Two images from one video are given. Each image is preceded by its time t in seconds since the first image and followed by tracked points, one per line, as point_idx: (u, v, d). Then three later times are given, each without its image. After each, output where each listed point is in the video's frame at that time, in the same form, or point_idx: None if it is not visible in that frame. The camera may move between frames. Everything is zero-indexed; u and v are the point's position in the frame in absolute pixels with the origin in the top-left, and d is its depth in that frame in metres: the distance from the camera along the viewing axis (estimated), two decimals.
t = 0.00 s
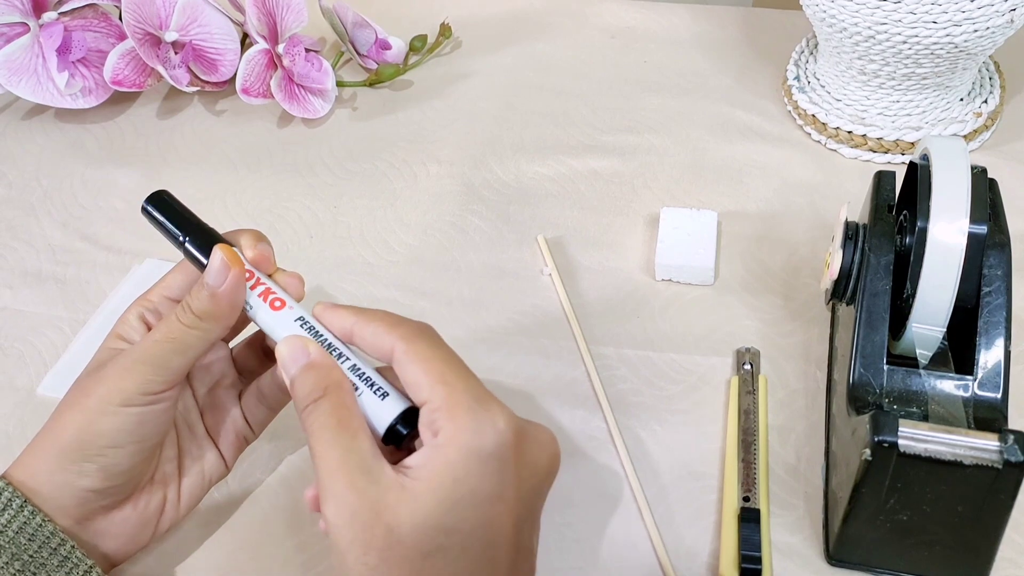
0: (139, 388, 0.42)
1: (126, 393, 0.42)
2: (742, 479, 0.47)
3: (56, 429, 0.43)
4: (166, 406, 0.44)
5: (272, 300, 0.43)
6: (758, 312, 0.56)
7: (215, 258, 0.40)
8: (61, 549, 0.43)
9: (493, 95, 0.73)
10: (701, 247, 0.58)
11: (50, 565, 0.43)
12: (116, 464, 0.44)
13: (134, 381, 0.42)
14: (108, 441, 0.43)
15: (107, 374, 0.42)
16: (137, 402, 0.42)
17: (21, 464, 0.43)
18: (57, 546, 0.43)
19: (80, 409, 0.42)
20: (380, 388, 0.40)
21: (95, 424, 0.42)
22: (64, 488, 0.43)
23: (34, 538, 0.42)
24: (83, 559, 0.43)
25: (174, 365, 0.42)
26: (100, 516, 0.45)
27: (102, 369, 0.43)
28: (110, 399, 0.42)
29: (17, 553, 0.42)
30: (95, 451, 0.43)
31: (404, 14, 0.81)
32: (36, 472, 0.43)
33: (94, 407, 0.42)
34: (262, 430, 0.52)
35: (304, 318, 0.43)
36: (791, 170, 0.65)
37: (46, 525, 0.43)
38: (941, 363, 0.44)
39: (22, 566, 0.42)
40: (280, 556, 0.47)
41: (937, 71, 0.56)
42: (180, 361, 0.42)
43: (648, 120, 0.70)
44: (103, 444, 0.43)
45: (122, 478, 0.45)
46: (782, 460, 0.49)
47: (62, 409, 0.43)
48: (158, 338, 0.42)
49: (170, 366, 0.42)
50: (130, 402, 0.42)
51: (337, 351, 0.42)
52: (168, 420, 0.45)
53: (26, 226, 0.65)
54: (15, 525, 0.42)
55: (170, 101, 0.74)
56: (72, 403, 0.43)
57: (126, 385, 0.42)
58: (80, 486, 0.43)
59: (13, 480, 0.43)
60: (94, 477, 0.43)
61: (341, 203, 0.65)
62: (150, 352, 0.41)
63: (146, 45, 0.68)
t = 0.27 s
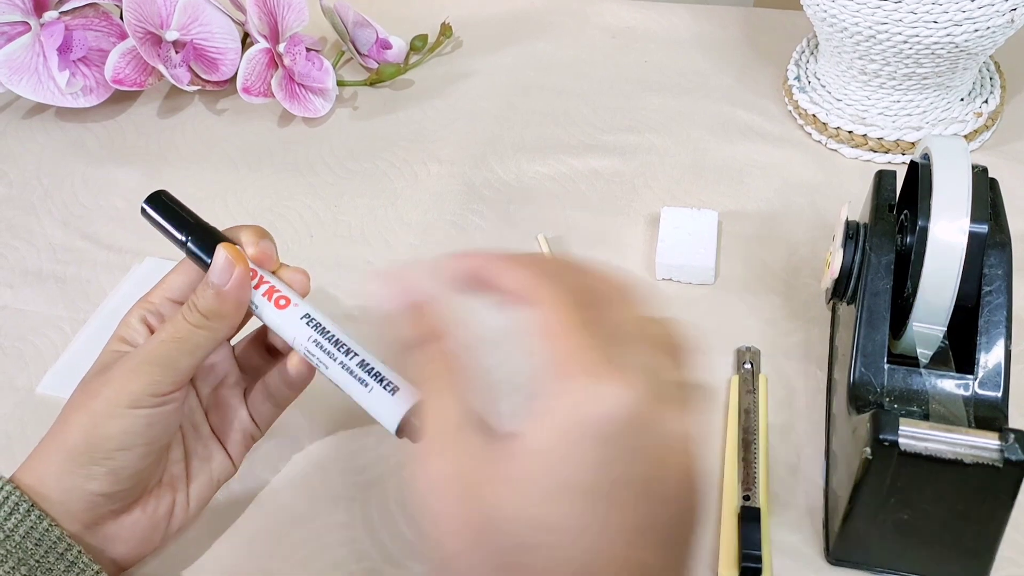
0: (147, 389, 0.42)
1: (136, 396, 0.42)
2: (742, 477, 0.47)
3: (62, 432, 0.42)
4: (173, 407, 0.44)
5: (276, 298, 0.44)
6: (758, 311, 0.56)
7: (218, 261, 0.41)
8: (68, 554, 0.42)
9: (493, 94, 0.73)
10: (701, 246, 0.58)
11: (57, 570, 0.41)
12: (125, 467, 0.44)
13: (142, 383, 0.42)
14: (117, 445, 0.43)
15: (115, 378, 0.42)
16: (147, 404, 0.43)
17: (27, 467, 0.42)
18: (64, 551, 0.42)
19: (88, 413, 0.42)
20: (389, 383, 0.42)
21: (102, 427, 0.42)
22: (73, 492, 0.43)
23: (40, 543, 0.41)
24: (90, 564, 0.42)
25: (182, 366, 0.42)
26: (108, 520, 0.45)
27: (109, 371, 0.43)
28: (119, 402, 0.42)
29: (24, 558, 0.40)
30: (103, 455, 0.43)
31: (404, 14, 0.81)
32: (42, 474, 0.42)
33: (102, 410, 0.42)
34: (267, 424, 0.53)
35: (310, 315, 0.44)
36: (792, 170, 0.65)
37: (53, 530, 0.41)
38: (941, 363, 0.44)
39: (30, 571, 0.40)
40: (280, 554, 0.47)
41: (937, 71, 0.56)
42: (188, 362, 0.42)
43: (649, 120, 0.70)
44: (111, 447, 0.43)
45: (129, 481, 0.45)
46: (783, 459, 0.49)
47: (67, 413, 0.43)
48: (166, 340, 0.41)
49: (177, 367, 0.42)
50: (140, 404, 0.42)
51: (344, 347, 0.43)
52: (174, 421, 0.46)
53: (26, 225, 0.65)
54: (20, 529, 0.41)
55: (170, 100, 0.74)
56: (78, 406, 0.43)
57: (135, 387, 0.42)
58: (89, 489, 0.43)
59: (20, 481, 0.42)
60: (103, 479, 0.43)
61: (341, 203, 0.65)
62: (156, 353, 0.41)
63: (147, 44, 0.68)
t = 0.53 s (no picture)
0: (152, 402, 0.41)
1: (141, 409, 0.41)
2: (742, 477, 0.47)
3: (65, 441, 0.42)
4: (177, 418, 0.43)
5: (286, 313, 0.41)
6: (758, 311, 0.56)
7: (226, 275, 0.38)
8: (68, 560, 0.42)
9: (493, 95, 0.73)
10: (701, 246, 0.58)
11: None
12: (130, 478, 0.43)
13: (147, 396, 0.40)
14: (122, 456, 0.42)
15: (120, 388, 0.41)
16: (152, 417, 0.41)
17: (31, 474, 0.42)
18: (65, 557, 0.42)
19: (93, 424, 0.41)
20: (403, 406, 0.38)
21: (105, 441, 0.41)
22: (79, 503, 0.42)
23: (41, 548, 0.41)
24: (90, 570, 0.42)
25: (189, 379, 0.41)
26: (111, 530, 0.45)
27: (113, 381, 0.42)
28: (123, 415, 0.41)
29: (24, 564, 0.40)
30: (108, 467, 0.42)
31: (404, 14, 0.81)
32: (46, 481, 0.42)
33: (105, 423, 0.41)
34: (269, 430, 0.52)
35: (321, 332, 0.40)
36: (792, 170, 0.65)
37: (55, 535, 0.41)
38: (941, 363, 0.44)
39: None
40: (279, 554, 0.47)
41: (937, 71, 0.56)
42: (194, 374, 0.41)
43: (649, 120, 0.70)
44: (116, 459, 0.42)
45: (134, 492, 0.44)
46: (782, 459, 0.49)
47: (70, 422, 0.42)
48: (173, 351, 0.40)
49: (184, 380, 0.41)
50: (145, 417, 0.41)
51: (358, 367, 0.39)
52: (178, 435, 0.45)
53: (26, 225, 0.65)
54: (22, 534, 0.41)
55: (171, 100, 0.74)
56: (82, 416, 0.42)
57: (139, 400, 0.40)
58: (94, 500, 0.43)
59: (22, 485, 0.42)
60: (109, 492, 0.43)
61: (341, 202, 0.65)
62: (162, 366, 0.40)
63: (147, 44, 0.68)
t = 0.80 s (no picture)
0: (151, 406, 0.41)
1: (141, 413, 0.41)
2: (742, 477, 0.47)
3: (65, 446, 0.41)
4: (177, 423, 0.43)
5: (286, 317, 0.41)
6: (758, 311, 0.56)
7: (228, 280, 0.38)
8: (69, 560, 0.42)
9: (493, 95, 0.73)
10: (701, 246, 0.58)
11: None
12: (131, 481, 0.43)
13: (147, 401, 0.40)
14: (122, 461, 0.42)
15: (120, 392, 0.41)
16: (151, 421, 0.41)
17: (28, 478, 0.42)
18: (65, 557, 0.41)
19: (92, 429, 0.41)
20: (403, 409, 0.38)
21: (105, 445, 0.41)
22: (78, 507, 0.42)
23: (42, 548, 0.41)
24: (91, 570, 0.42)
25: (188, 384, 0.41)
26: (109, 534, 0.45)
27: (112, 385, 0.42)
28: (123, 419, 0.41)
29: (24, 564, 0.40)
30: (108, 471, 0.42)
31: (405, 14, 0.81)
32: (45, 484, 0.41)
33: (105, 427, 0.41)
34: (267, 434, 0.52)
35: (320, 336, 0.40)
36: (793, 170, 0.65)
37: (55, 535, 0.41)
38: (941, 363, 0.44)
39: None
40: (279, 553, 0.47)
41: (937, 72, 0.56)
42: (193, 378, 0.41)
43: (649, 120, 0.70)
44: (116, 463, 0.42)
45: (134, 495, 0.44)
46: (781, 458, 0.49)
47: (68, 426, 0.42)
48: (172, 356, 0.40)
49: (183, 385, 0.41)
50: (145, 421, 0.41)
51: (358, 371, 0.39)
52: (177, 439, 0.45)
53: (26, 225, 0.65)
54: (23, 533, 0.40)
55: (171, 100, 0.74)
56: (81, 419, 0.42)
57: (138, 405, 0.40)
58: (94, 504, 0.43)
59: (20, 486, 0.42)
60: (109, 495, 0.43)
61: (341, 202, 0.65)
62: (162, 370, 0.40)
63: (148, 44, 0.68)
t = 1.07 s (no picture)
0: (145, 413, 0.41)
1: (136, 419, 0.41)
2: (742, 480, 0.47)
3: (60, 453, 0.41)
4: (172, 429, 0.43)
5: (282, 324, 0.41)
6: (758, 313, 0.56)
7: (219, 288, 0.38)
8: (64, 565, 0.41)
9: (493, 96, 0.73)
10: (701, 248, 0.58)
11: None
12: (125, 489, 0.43)
13: (140, 407, 0.40)
14: (116, 468, 0.42)
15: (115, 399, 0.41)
16: (146, 428, 0.41)
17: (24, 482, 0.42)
18: (60, 562, 0.41)
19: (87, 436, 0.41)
20: (400, 419, 0.38)
21: (98, 452, 0.41)
22: (73, 515, 0.42)
23: (36, 554, 0.41)
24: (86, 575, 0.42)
25: (182, 391, 0.41)
26: (104, 540, 0.45)
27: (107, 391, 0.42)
28: (117, 426, 0.41)
29: (19, 569, 0.40)
30: (102, 478, 0.42)
31: (405, 15, 0.81)
32: (41, 490, 0.41)
33: (99, 433, 0.41)
34: (263, 440, 0.52)
35: (315, 344, 0.40)
36: (792, 171, 0.65)
37: (50, 540, 0.41)
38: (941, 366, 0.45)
39: None
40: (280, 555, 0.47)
41: (937, 73, 0.56)
42: (187, 385, 0.41)
43: (649, 121, 0.70)
44: (110, 470, 0.42)
45: (129, 502, 0.44)
46: (781, 460, 0.49)
47: (63, 432, 0.42)
48: (167, 363, 0.40)
49: (176, 391, 0.41)
50: (138, 428, 0.41)
51: (353, 381, 0.39)
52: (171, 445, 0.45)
53: (26, 226, 0.65)
54: (17, 539, 0.41)
55: (170, 101, 0.74)
56: (75, 426, 0.42)
57: (132, 412, 0.40)
58: (88, 511, 0.42)
59: (17, 491, 0.42)
60: (103, 502, 0.43)
61: (341, 204, 0.65)
62: (156, 377, 0.40)
63: (147, 45, 0.68)
